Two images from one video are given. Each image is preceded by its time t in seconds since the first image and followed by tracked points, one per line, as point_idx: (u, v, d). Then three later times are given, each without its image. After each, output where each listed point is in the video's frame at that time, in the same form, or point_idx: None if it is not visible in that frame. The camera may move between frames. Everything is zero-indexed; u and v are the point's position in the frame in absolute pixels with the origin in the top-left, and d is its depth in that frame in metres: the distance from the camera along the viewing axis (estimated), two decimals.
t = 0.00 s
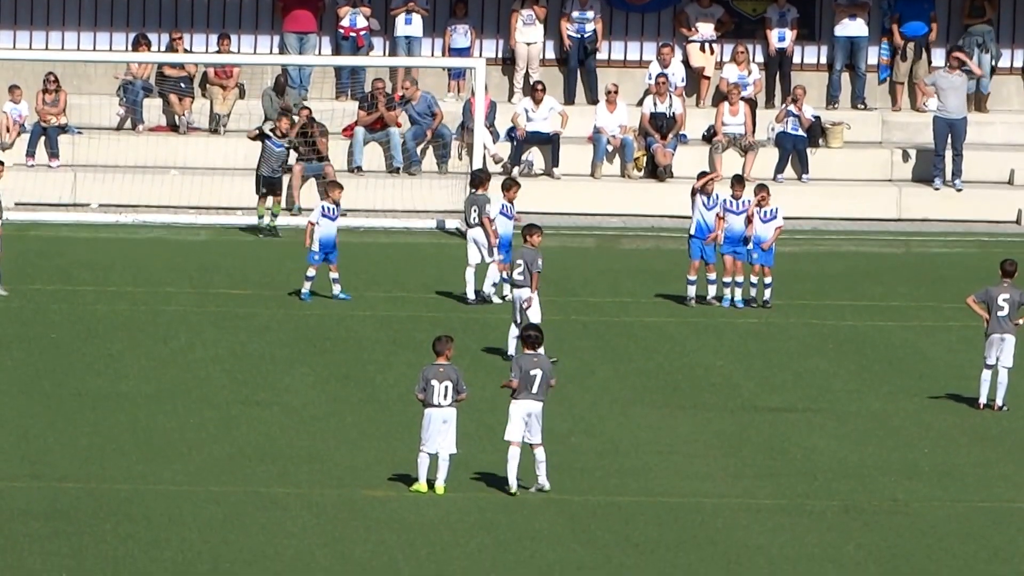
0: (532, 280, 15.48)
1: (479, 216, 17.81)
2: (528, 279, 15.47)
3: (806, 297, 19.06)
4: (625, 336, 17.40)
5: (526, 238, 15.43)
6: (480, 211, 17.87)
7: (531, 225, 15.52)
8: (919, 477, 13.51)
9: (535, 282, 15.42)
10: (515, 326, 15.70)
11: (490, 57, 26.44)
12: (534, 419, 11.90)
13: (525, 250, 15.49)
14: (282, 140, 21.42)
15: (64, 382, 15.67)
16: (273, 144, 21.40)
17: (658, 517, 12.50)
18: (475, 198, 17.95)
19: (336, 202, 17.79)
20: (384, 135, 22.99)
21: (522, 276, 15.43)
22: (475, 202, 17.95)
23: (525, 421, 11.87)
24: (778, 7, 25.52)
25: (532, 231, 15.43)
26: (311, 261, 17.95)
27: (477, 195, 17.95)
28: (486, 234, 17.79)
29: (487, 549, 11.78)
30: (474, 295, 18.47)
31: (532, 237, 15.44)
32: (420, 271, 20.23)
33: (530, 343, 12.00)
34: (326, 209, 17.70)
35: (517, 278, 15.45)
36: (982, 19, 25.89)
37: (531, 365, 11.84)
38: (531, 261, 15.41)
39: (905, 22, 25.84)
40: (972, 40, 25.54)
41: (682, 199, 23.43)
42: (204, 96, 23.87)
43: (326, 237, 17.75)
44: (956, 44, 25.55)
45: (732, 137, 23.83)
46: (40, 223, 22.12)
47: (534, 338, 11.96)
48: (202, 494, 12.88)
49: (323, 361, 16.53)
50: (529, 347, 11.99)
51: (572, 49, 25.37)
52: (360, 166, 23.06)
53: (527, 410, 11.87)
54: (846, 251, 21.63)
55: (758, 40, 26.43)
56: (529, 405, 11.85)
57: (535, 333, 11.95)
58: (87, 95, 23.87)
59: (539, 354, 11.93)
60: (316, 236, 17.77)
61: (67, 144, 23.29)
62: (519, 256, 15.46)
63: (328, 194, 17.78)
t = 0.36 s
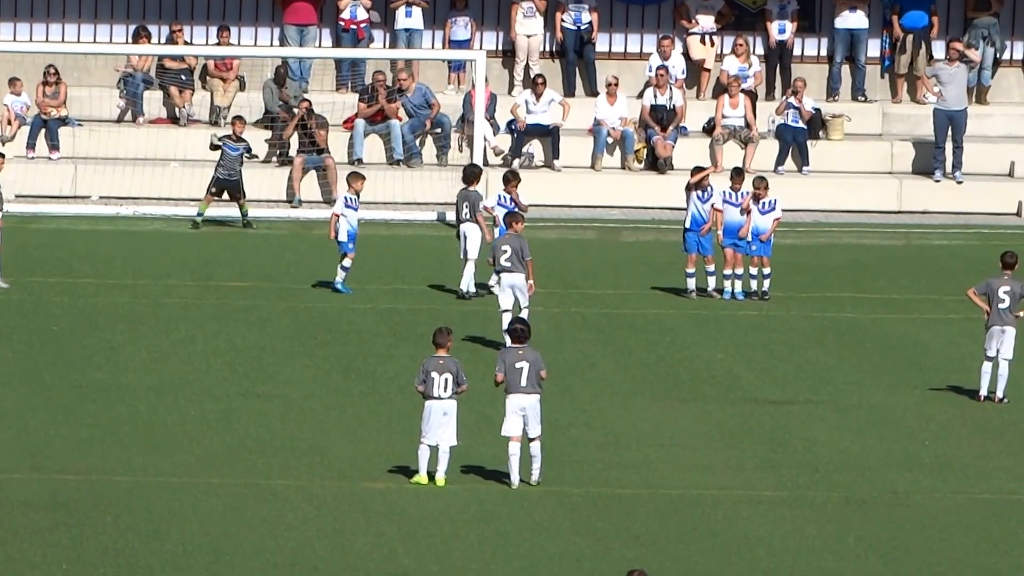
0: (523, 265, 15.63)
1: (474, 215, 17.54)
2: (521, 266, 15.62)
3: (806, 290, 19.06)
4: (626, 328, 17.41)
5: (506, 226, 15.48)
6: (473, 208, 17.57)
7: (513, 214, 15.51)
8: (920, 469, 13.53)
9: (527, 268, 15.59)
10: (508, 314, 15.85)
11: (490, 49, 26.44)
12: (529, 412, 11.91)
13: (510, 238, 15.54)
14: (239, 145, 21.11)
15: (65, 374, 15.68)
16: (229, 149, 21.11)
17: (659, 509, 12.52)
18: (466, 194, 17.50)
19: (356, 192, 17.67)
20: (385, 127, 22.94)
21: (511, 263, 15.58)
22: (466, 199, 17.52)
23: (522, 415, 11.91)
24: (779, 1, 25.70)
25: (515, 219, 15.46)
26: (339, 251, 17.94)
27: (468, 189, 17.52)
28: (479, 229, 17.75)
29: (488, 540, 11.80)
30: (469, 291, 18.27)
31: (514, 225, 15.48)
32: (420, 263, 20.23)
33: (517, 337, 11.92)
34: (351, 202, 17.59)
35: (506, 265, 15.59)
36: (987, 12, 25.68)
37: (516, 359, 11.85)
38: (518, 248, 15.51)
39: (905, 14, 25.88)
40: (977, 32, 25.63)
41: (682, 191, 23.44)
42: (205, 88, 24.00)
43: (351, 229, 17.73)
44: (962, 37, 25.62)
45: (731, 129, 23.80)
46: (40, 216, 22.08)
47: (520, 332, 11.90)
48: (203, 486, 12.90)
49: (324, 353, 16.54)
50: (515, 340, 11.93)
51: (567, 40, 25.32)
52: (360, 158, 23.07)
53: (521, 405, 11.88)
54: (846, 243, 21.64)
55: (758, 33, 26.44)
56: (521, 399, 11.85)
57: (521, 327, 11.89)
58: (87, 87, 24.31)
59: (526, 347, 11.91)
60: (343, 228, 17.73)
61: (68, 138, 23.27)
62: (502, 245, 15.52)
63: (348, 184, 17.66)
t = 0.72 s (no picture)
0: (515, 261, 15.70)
1: (467, 209, 17.42)
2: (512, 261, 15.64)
3: (806, 286, 19.06)
4: (626, 324, 17.41)
5: (504, 221, 15.56)
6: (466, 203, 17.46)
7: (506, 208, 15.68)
8: (921, 465, 13.53)
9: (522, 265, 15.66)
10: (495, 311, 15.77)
11: (490, 45, 26.45)
12: (531, 408, 11.91)
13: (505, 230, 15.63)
14: (219, 139, 21.27)
15: (66, 370, 15.69)
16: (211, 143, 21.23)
17: (659, 505, 12.53)
18: (458, 188, 17.43)
19: (374, 191, 17.73)
20: (384, 123, 22.93)
21: (510, 259, 15.60)
22: (459, 193, 17.42)
23: (523, 412, 11.91)
24: None
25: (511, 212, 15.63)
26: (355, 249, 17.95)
27: (460, 184, 17.44)
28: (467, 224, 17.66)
29: (489, 536, 11.81)
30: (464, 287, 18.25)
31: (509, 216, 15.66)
32: (419, 259, 20.21)
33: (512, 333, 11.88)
34: (368, 200, 17.63)
35: (504, 260, 15.58)
36: (989, 8, 25.61)
37: (512, 355, 11.84)
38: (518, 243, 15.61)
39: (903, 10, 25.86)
40: (979, 28, 25.58)
41: (682, 187, 23.44)
42: (205, 84, 24.04)
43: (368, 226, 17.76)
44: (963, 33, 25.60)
45: (732, 125, 23.78)
46: (41, 211, 22.09)
47: (516, 328, 11.87)
48: (204, 482, 12.90)
49: (325, 349, 16.54)
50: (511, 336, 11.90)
51: (566, 35, 25.30)
52: (360, 154, 23.07)
53: (523, 400, 11.89)
54: (846, 239, 21.65)
55: (758, 29, 26.47)
56: (521, 395, 11.87)
57: (517, 323, 11.86)
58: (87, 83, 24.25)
59: (522, 343, 11.89)
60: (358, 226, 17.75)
61: (68, 133, 23.21)
62: (503, 239, 15.56)
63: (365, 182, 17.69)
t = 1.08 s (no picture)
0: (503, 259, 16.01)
1: (445, 209, 17.39)
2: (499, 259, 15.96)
3: (806, 286, 19.07)
4: (626, 325, 17.42)
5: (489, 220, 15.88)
6: (444, 203, 17.42)
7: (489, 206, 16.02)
8: (921, 466, 13.54)
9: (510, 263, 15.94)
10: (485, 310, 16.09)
11: (491, 46, 26.44)
12: (534, 408, 11.91)
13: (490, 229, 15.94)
14: (210, 147, 21.24)
15: (67, 371, 15.69)
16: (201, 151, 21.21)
17: (659, 506, 12.53)
18: (437, 188, 17.35)
19: (386, 191, 17.78)
20: (385, 124, 22.95)
21: (497, 258, 15.89)
22: (437, 193, 17.36)
23: (525, 412, 11.90)
24: None
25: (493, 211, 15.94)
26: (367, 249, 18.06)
27: (438, 185, 17.39)
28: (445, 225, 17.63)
29: (489, 536, 11.82)
30: (462, 286, 18.32)
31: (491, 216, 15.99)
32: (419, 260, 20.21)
33: (521, 334, 11.90)
34: (377, 200, 17.72)
35: (491, 259, 15.88)
36: (990, 9, 25.60)
37: (517, 356, 11.86)
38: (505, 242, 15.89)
39: (903, 11, 25.86)
40: (981, 29, 25.42)
41: (682, 188, 23.45)
42: (205, 84, 23.95)
43: (378, 227, 17.82)
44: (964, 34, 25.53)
45: (730, 126, 23.78)
46: (41, 212, 22.12)
47: (524, 328, 11.89)
48: (204, 482, 12.91)
49: (325, 350, 16.54)
50: (518, 337, 11.91)
51: (566, 36, 25.29)
52: (360, 155, 23.03)
53: (526, 401, 11.89)
54: (846, 240, 21.66)
55: (758, 29, 26.47)
56: (524, 396, 11.87)
57: (525, 323, 11.88)
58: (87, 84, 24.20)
59: (527, 344, 11.90)
60: (368, 225, 17.85)
61: (69, 133, 23.22)
62: (490, 239, 15.85)
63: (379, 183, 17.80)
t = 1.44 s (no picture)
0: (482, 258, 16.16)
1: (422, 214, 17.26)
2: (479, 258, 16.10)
3: (806, 292, 19.08)
4: (626, 330, 17.43)
5: (469, 219, 16.05)
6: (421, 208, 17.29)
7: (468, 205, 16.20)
8: (921, 471, 13.55)
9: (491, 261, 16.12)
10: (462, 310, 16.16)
11: (490, 50, 26.44)
12: (541, 415, 11.91)
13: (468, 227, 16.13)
14: (217, 149, 21.37)
15: (68, 375, 15.70)
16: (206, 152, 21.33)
17: (661, 511, 12.54)
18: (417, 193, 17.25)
19: (383, 194, 17.80)
20: (385, 128, 22.95)
21: (478, 256, 16.06)
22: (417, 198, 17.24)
23: (532, 418, 11.91)
24: (778, 2, 25.78)
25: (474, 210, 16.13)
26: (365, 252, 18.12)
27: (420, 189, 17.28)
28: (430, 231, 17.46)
29: (490, 541, 11.82)
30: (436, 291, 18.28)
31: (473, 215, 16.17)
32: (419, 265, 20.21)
33: (540, 340, 11.92)
34: (371, 202, 17.77)
35: (473, 258, 16.03)
36: (990, 14, 25.65)
37: (533, 361, 11.86)
38: (485, 241, 16.10)
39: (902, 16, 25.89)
40: (978, 34, 25.66)
41: (682, 192, 23.46)
42: (205, 89, 23.82)
43: (373, 229, 17.86)
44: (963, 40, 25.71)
45: (731, 131, 23.87)
46: (41, 217, 22.15)
47: (543, 335, 11.92)
48: (206, 487, 12.92)
49: (326, 354, 16.55)
50: (537, 344, 11.94)
51: (569, 41, 25.33)
52: (360, 160, 23.10)
53: (534, 408, 11.90)
54: (846, 245, 21.69)
55: (758, 34, 26.47)
56: (533, 402, 11.88)
57: (545, 330, 11.91)
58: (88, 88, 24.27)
59: (545, 351, 11.90)
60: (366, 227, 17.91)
61: (69, 137, 23.32)
62: (470, 237, 16.04)
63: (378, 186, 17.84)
